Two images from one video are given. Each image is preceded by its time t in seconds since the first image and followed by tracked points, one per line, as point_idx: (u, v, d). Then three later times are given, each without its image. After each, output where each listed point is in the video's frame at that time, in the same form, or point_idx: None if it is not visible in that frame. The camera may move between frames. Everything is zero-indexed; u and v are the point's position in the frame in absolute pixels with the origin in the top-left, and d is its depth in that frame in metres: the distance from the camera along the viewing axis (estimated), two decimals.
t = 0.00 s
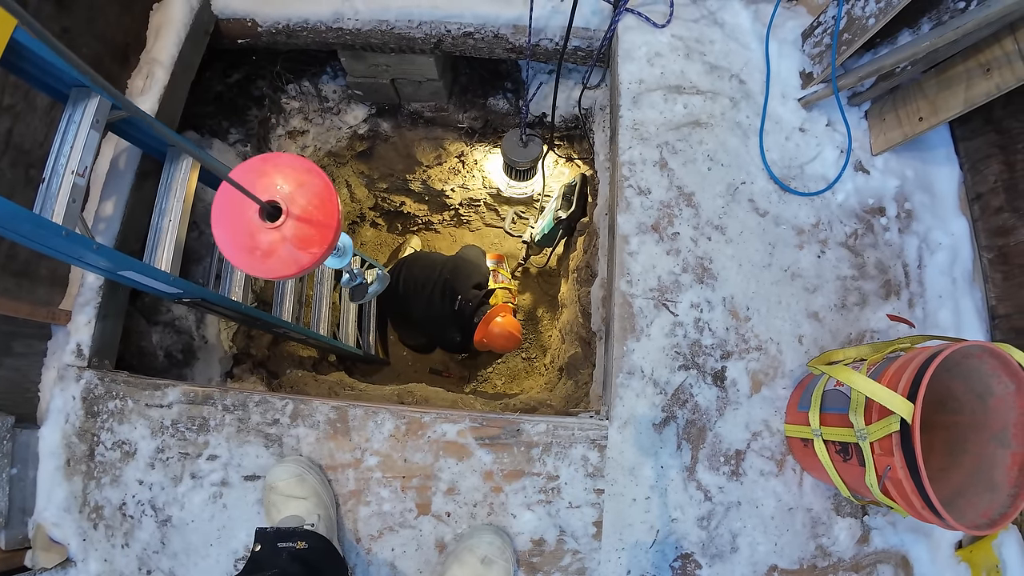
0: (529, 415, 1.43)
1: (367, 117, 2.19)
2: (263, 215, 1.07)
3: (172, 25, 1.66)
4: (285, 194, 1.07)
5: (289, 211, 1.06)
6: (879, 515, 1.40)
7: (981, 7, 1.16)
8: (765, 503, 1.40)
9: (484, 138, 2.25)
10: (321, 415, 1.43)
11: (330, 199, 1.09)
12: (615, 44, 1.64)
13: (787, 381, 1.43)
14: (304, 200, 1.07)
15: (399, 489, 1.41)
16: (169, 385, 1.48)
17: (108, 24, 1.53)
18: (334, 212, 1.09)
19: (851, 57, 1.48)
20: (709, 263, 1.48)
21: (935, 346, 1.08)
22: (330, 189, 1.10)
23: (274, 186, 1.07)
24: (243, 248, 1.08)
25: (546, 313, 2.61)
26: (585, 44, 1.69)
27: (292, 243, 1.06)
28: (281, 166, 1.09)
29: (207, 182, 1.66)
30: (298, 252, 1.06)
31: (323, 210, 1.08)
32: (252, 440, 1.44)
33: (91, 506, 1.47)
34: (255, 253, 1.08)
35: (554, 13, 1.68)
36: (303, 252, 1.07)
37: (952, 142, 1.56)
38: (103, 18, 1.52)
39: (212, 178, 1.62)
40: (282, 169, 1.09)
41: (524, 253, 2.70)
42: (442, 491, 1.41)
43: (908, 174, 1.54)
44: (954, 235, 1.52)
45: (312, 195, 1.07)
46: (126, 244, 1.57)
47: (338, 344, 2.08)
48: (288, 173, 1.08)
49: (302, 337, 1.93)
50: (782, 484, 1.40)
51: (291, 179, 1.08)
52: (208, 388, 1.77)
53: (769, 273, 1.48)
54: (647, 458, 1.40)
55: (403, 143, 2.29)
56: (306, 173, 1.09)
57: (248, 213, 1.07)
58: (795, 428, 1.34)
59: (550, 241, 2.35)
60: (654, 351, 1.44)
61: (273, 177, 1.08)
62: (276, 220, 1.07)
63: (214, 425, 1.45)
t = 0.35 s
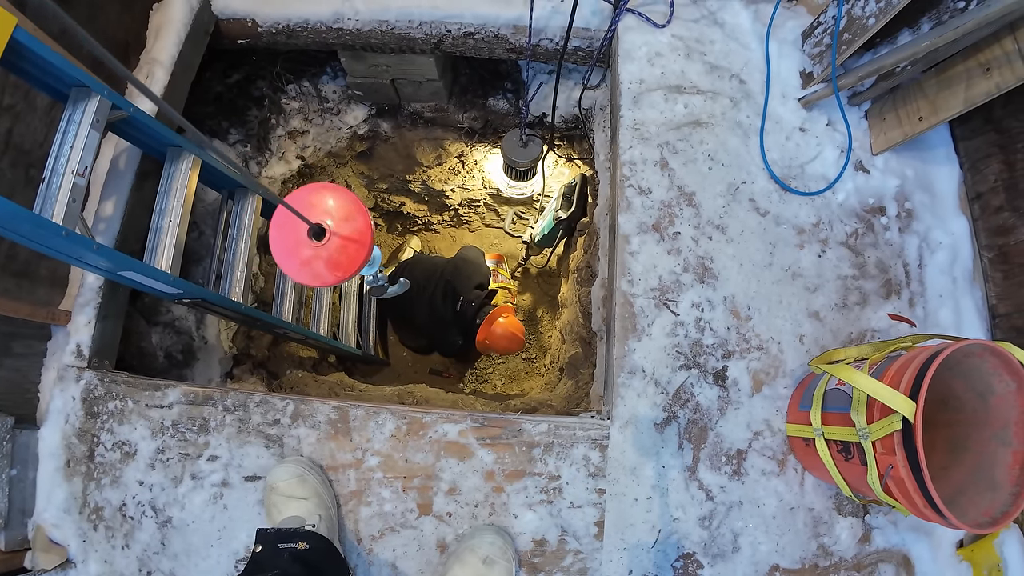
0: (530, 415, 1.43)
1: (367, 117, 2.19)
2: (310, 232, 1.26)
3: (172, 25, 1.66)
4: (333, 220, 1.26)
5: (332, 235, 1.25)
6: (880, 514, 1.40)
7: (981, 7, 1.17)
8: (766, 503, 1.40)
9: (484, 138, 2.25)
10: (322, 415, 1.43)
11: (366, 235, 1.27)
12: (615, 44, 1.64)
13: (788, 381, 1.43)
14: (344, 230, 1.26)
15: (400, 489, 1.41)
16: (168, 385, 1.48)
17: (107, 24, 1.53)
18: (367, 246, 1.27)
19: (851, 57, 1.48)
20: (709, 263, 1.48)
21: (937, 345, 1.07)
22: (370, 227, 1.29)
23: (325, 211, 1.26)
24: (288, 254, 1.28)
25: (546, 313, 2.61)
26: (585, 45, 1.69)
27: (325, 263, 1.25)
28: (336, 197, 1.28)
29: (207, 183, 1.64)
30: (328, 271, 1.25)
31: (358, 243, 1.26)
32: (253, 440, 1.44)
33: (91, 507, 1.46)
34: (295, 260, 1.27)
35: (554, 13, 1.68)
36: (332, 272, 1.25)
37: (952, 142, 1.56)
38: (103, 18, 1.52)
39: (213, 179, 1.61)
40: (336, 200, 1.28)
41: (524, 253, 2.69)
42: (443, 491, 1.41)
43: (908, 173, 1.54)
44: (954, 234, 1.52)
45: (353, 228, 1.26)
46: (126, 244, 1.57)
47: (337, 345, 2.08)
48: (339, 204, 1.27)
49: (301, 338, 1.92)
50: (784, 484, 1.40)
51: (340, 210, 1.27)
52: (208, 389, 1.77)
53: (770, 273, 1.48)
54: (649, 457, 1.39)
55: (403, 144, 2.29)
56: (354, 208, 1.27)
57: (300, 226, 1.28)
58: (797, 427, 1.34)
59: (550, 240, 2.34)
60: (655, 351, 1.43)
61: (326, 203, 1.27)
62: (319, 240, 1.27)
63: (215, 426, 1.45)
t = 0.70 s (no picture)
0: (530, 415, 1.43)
1: (366, 118, 2.19)
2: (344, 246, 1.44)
3: (171, 25, 1.65)
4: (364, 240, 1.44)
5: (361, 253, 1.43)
6: (880, 515, 1.39)
7: (980, 6, 1.16)
8: (766, 503, 1.39)
9: (483, 139, 2.25)
10: (321, 415, 1.42)
11: (392, 259, 1.46)
12: (615, 44, 1.64)
13: (788, 381, 1.43)
14: (373, 251, 1.44)
15: (400, 490, 1.41)
16: (168, 386, 1.47)
17: (106, 23, 1.52)
18: (390, 269, 1.45)
19: (851, 57, 1.48)
20: (709, 263, 1.48)
21: (937, 344, 1.07)
22: (396, 253, 1.47)
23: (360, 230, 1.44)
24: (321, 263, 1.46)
25: (545, 313, 2.61)
26: (585, 44, 1.69)
27: (351, 277, 1.43)
28: (371, 222, 1.47)
29: (206, 182, 1.63)
30: (353, 284, 1.44)
31: (382, 265, 1.44)
32: (252, 441, 1.43)
33: (90, 508, 1.46)
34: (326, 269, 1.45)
35: (554, 13, 1.68)
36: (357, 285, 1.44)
37: (952, 141, 1.56)
38: (102, 18, 1.51)
39: (210, 178, 1.60)
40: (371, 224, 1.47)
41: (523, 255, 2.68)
42: (443, 492, 1.41)
43: (907, 173, 1.54)
44: (954, 234, 1.52)
45: (382, 251, 1.44)
46: (125, 245, 1.57)
47: (337, 345, 2.07)
48: (373, 226, 1.46)
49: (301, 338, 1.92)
50: (784, 484, 1.40)
51: (373, 233, 1.46)
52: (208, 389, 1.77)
53: (769, 273, 1.48)
54: (649, 457, 1.39)
55: (402, 144, 2.29)
56: (385, 233, 1.46)
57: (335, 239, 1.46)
58: (797, 427, 1.33)
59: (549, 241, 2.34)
60: (655, 350, 1.43)
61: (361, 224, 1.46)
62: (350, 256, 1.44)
63: (214, 426, 1.44)
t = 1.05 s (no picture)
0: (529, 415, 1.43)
1: (365, 118, 2.18)
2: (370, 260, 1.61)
3: (169, 25, 1.65)
4: (385, 250, 1.61)
5: (387, 263, 1.60)
6: (879, 514, 1.39)
7: (980, 6, 1.16)
8: (765, 502, 1.40)
9: (482, 139, 2.25)
10: (320, 415, 1.42)
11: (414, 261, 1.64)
12: (614, 44, 1.64)
13: (787, 381, 1.43)
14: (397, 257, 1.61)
15: (399, 490, 1.41)
16: (166, 387, 1.47)
17: (104, 23, 1.52)
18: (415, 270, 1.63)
19: (849, 57, 1.48)
20: (708, 263, 1.48)
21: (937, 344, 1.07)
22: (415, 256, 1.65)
23: (377, 243, 1.60)
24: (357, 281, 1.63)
25: (544, 313, 2.61)
26: (584, 44, 1.69)
27: (387, 284, 1.60)
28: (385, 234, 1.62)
29: (204, 183, 1.62)
30: (390, 289, 1.61)
31: (408, 267, 1.62)
32: (250, 441, 1.43)
33: (89, 508, 1.45)
34: (361, 283, 1.63)
35: (553, 14, 1.68)
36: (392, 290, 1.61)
37: (951, 141, 1.56)
38: (101, 17, 1.51)
39: (209, 179, 1.59)
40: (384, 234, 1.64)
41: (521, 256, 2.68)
42: (442, 492, 1.40)
43: (906, 173, 1.54)
44: (953, 233, 1.52)
45: (403, 256, 1.62)
46: (123, 245, 1.56)
47: (336, 345, 2.07)
48: (387, 236, 1.61)
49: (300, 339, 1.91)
50: (783, 484, 1.40)
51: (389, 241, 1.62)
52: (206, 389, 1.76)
53: (768, 273, 1.48)
54: (648, 457, 1.39)
55: (401, 144, 2.28)
56: (400, 238, 1.62)
57: (361, 255, 1.63)
58: (796, 427, 1.33)
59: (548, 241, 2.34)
60: (654, 350, 1.43)
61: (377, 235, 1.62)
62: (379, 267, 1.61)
63: (212, 427, 1.44)
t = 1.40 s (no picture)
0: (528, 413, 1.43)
1: (363, 117, 2.17)
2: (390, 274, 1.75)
3: (167, 24, 1.65)
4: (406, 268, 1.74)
5: (404, 280, 1.73)
6: (878, 512, 1.40)
7: (978, 5, 1.17)
8: (763, 501, 1.40)
9: (480, 138, 2.25)
10: (318, 414, 1.42)
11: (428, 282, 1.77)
12: (612, 43, 1.64)
13: (785, 379, 1.43)
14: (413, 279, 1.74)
15: (397, 489, 1.41)
16: (164, 386, 1.47)
17: (102, 22, 1.52)
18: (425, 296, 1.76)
19: (847, 56, 1.49)
20: (707, 261, 1.48)
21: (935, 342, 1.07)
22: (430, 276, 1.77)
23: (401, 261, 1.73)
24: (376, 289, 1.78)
25: (543, 313, 2.60)
26: (582, 44, 1.69)
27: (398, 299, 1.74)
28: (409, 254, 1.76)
29: (203, 183, 1.62)
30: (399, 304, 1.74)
31: (422, 288, 1.75)
32: (248, 440, 1.43)
33: (87, 507, 1.45)
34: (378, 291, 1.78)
35: (551, 13, 1.68)
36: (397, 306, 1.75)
37: (948, 140, 1.56)
38: (98, 16, 1.51)
39: (207, 178, 1.59)
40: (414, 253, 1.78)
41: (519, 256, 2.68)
42: (441, 491, 1.40)
43: (904, 172, 1.54)
44: (951, 232, 1.52)
45: (420, 278, 1.75)
46: (121, 244, 1.56)
47: (334, 345, 2.06)
48: (411, 257, 1.75)
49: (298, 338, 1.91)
50: (782, 482, 1.40)
51: (413, 263, 1.76)
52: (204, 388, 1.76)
53: (766, 271, 1.48)
54: (647, 455, 1.39)
55: (399, 144, 2.28)
56: (422, 262, 1.76)
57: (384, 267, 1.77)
58: (794, 425, 1.33)
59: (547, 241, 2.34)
60: (652, 349, 1.43)
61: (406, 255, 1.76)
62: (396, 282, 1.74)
63: (210, 426, 1.44)
